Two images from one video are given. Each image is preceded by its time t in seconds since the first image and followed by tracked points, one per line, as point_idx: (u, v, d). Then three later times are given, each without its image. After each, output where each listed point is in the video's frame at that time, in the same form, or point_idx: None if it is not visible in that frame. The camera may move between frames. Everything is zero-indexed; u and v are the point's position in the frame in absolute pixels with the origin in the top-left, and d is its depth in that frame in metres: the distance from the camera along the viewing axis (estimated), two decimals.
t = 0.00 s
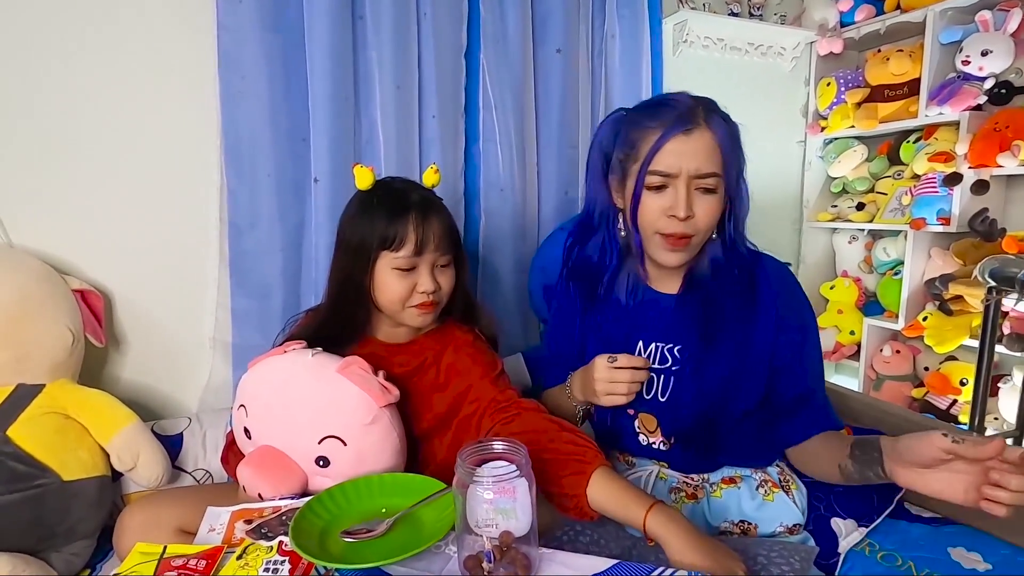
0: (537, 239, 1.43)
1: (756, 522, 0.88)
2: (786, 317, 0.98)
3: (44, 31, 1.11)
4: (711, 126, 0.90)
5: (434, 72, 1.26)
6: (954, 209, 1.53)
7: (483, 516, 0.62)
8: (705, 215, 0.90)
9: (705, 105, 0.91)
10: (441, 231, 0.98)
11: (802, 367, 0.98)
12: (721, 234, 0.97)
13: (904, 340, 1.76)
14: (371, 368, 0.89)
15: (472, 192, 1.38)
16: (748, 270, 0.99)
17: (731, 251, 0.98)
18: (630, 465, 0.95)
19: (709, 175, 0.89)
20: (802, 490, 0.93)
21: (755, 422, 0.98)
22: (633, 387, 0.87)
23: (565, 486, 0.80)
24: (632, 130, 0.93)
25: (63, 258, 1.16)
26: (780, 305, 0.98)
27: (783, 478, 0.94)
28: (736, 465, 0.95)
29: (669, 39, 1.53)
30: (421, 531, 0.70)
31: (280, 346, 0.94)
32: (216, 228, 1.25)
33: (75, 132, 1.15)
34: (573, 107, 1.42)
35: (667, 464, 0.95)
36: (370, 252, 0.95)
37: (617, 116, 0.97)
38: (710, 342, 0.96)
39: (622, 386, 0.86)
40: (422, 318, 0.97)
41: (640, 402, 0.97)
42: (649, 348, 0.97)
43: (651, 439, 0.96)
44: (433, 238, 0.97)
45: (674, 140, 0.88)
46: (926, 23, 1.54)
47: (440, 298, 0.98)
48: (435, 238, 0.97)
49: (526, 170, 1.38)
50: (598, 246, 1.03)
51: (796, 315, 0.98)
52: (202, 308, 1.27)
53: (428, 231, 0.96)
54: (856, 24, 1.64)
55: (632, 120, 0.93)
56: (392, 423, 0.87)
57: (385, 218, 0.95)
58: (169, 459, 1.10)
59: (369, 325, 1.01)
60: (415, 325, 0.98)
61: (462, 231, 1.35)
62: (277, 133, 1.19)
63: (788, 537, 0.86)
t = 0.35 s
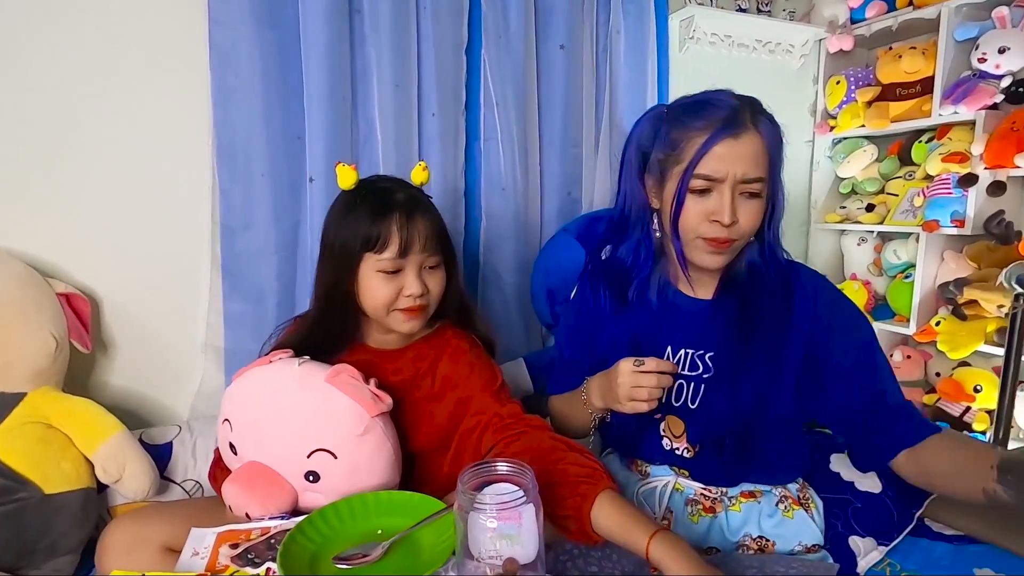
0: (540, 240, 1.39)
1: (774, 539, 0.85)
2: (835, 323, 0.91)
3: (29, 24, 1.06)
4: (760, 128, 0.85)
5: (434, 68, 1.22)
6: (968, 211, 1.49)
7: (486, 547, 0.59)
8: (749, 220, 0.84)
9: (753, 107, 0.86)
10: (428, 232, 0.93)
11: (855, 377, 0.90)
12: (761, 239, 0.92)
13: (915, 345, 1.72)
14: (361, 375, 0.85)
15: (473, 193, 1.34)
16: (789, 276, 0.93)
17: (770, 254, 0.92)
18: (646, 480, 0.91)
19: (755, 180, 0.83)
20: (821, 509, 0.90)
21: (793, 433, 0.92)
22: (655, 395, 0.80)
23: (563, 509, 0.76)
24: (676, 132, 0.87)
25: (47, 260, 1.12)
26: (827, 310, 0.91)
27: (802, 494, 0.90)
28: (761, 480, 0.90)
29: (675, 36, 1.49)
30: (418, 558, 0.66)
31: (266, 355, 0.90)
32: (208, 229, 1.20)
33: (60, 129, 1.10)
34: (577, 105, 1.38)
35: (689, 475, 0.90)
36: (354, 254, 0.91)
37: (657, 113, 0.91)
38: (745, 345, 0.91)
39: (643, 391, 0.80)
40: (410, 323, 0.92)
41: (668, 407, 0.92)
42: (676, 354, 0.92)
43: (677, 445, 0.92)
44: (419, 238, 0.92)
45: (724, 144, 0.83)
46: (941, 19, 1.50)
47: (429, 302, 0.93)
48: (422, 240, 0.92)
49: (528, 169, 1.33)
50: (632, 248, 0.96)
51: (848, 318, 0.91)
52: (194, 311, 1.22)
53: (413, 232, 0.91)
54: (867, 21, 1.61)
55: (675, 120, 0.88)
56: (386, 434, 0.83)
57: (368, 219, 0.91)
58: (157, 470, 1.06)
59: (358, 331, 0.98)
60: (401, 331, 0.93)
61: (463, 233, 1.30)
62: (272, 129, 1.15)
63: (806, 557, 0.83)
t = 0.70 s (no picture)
0: (542, 238, 1.38)
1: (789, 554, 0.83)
2: (869, 323, 0.88)
3: (24, 15, 1.05)
4: (785, 102, 0.84)
5: (436, 63, 1.21)
6: (974, 210, 1.48)
7: (490, 548, 0.58)
8: (783, 198, 0.82)
9: (775, 85, 0.85)
10: (411, 221, 0.92)
11: (897, 377, 0.88)
12: (795, 232, 0.90)
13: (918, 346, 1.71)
14: (348, 367, 0.84)
15: (474, 189, 1.32)
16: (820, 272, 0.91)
17: (806, 250, 0.90)
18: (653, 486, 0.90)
19: (783, 153, 0.82)
20: (835, 518, 0.88)
21: (831, 439, 0.88)
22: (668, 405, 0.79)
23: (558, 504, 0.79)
24: (696, 118, 0.87)
25: (44, 256, 1.11)
26: (863, 312, 0.88)
27: (816, 505, 0.88)
28: (793, 488, 0.88)
29: (679, 31, 1.46)
30: (420, 556, 0.65)
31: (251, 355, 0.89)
32: (207, 225, 1.19)
33: (58, 123, 1.09)
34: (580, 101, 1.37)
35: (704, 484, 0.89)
36: (335, 243, 0.91)
37: (674, 106, 0.91)
38: (775, 351, 0.89)
39: (654, 405, 0.79)
40: (387, 317, 0.91)
41: (684, 415, 0.91)
42: (698, 359, 0.90)
43: (694, 455, 0.90)
44: (400, 225, 0.91)
45: (746, 118, 0.82)
46: (947, 16, 1.49)
47: (409, 293, 0.92)
48: (403, 228, 0.91)
49: (530, 165, 1.32)
50: (651, 252, 0.95)
51: (886, 313, 0.88)
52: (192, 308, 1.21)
53: (394, 221, 0.91)
54: (872, 18, 1.60)
55: (694, 105, 0.87)
56: (375, 423, 0.83)
57: (348, 208, 0.90)
58: (155, 468, 1.04)
59: (344, 327, 0.97)
60: (381, 326, 0.92)
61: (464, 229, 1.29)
62: (272, 124, 1.14)
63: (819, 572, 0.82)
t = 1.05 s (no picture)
0: (546, 232, 1.38)
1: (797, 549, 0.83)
2: (878, 316, 0.87)
3: (31, 6, 1.05)
4: (792, 90, 0.83)
5: (442, 55, 1.21)
6: (979, 205, 1.48)
7: (499, 532, 0.58)
8: (789, 192, 0.82)
9: (781, 70, 0.84)
10: (402, 211, 0.92)
11: (907, 369, 0.86)
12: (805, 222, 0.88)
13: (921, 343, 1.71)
14: (350, 355, 0.85)
15: (479, 184, 1.33)
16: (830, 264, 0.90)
17: (814, 240, 0.88)
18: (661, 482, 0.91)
19: (790, 145, 0.81)
20: (844, 513, 0.88)
21: (845, 438, 0.87)
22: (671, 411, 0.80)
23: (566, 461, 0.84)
24: (699, 104, 0.86)
25: (51, 247, 1.11)
26: (872, 305, 0.87)
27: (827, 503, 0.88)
28: (799, 489, 0.87)
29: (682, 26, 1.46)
30: (430, 542, 0.65)
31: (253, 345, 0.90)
32: (213, 217, 1.19)
33: (64, 115, 1.09)
34: (585, 96, 1.37)
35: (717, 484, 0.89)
36: (329, 232, 0.91)
37: (676, 93, 0.90)
38: (785, 348, 0.88)
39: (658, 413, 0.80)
40: (382, 304, 0.91)
41: (692, 413, 0.91)
42: (703, 355, 0.90)
43: (704, 455, 0.90)
44: (393, 219, 0.91)
45: (751, 107, 0.81)
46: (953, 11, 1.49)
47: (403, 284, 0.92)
48: (395, 219, 0.91)
49: (535, 159, 1.32)
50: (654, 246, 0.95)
51: (897, 308, 0.87)
52: (196, 300, 1.21)
53: (387, 213, 0.90)
54: (877, 13, 1.61)
55: (699, 95, 0.87)
56: (379, 409, 0.83)
57: (342, 196, 0.90)
58: (161, 458, 1.05)
59: (343, 313, 0.98)
60: (376, 312, 0.92)
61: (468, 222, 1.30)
62: (277, 116, 1.14)
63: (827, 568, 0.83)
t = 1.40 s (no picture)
0: (548, 230, 1.39)
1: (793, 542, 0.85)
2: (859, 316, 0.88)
3: (40, 6, 1.06)
4: (776, 100, 0.84)
5: (446, 55, 1.22)
6: (979, 206, 1.49)
7: (503, 526, 0.59)
8: (770, 197, 0.83)
9: (767, 78, 0.86)
10: (416, 210, 0.94)
11: (884, 365, 0.87)
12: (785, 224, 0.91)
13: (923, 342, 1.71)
14: (353, 350, 0.86)
15: (482, 183, 1.34)
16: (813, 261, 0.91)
17: (795, 241, 0.90)
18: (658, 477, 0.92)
19: (774, 153, 0.83)
20: (840, 506, 0.90)
21: (827, 431, 0.89)
22: (656, 410, 0.82)
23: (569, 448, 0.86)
24: (686, 111, 0.88)
25: (58, 244, 1.12)
26: (855, 305, 0.88)
27: (820, 495, 0.90)
28: (786, 480, 0.89)
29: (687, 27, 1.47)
30: (436, 536, 0.66)
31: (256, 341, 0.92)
32: (218, 215, 1.20)
33: (72, 113, 1.10)
34: (587, 96, 1.38)
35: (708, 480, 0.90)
36: (343, 230, 0.92)
37: (665, 97, 0.92)
38: (770, 343, 0.89)
39: (642, 412, 0.82)
40: (395, 300, 0.93)
41: (682, 410, 0.91)
42: (691, 353, 0.91)
43: (692, 451, 0.91)
44: (407, 216, 0.93)
45: (738, 117, 0.83)
46: (954, 13, 1.50)
47: (414, 280, 0.94)
48: (409, 217, 0.93)
49: (538, 159, 1.33)
50: (644, 243, 0.96)
51: (876, 310, 0.87)
52: (201, 297, 1.22)
53: (401, 211, 0.92)
54: (879, 15, 1.62)
55: (686, 101, 0.88)
56: (382, 403, 0.84)
57: (356, 197, 0.91)
58: (166, 453, 1.06)
59: (349, 306, 0.99)
60: (388, 308, 0.95)
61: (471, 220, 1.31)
62: (283, 115, 1.15)
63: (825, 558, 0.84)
